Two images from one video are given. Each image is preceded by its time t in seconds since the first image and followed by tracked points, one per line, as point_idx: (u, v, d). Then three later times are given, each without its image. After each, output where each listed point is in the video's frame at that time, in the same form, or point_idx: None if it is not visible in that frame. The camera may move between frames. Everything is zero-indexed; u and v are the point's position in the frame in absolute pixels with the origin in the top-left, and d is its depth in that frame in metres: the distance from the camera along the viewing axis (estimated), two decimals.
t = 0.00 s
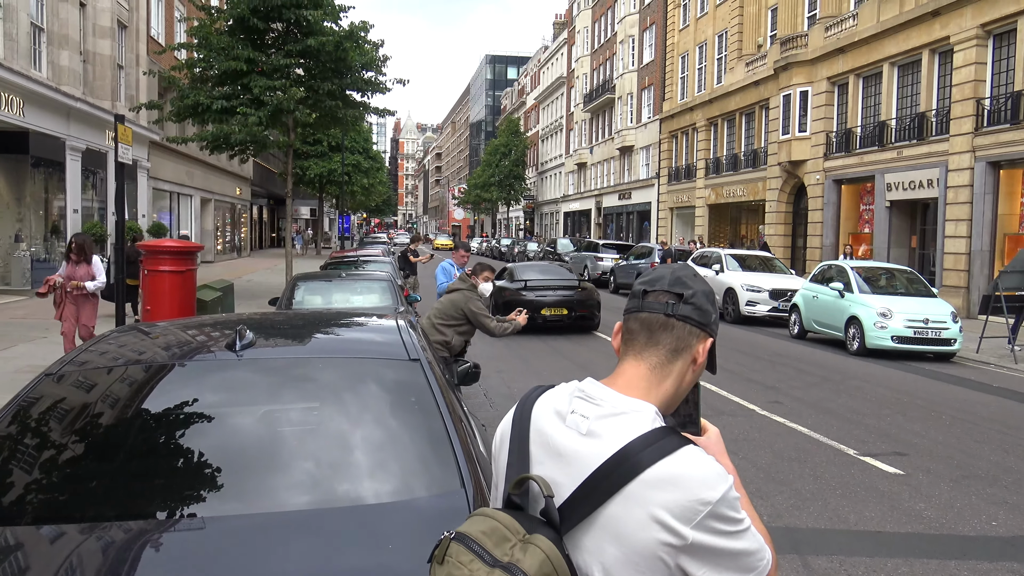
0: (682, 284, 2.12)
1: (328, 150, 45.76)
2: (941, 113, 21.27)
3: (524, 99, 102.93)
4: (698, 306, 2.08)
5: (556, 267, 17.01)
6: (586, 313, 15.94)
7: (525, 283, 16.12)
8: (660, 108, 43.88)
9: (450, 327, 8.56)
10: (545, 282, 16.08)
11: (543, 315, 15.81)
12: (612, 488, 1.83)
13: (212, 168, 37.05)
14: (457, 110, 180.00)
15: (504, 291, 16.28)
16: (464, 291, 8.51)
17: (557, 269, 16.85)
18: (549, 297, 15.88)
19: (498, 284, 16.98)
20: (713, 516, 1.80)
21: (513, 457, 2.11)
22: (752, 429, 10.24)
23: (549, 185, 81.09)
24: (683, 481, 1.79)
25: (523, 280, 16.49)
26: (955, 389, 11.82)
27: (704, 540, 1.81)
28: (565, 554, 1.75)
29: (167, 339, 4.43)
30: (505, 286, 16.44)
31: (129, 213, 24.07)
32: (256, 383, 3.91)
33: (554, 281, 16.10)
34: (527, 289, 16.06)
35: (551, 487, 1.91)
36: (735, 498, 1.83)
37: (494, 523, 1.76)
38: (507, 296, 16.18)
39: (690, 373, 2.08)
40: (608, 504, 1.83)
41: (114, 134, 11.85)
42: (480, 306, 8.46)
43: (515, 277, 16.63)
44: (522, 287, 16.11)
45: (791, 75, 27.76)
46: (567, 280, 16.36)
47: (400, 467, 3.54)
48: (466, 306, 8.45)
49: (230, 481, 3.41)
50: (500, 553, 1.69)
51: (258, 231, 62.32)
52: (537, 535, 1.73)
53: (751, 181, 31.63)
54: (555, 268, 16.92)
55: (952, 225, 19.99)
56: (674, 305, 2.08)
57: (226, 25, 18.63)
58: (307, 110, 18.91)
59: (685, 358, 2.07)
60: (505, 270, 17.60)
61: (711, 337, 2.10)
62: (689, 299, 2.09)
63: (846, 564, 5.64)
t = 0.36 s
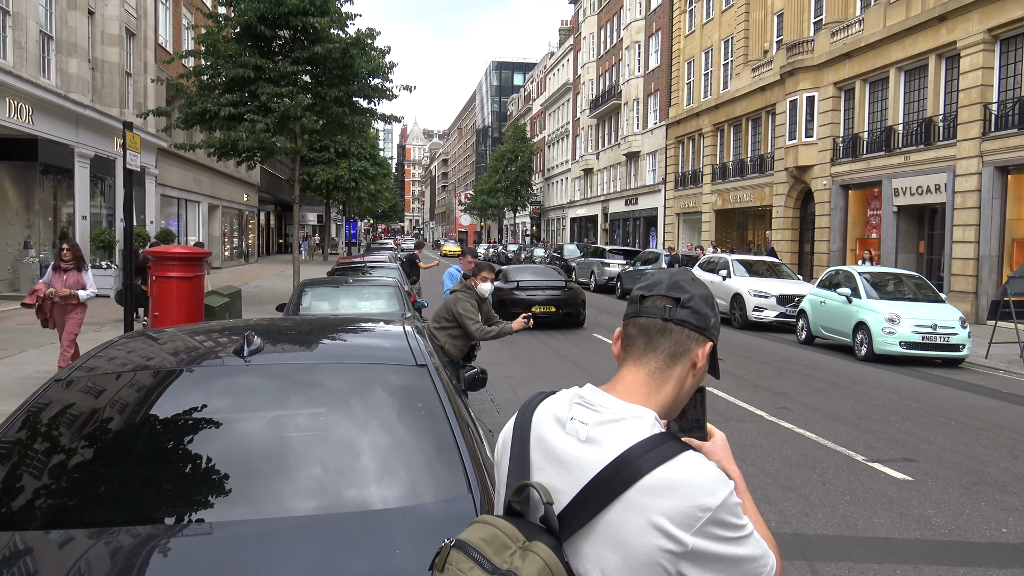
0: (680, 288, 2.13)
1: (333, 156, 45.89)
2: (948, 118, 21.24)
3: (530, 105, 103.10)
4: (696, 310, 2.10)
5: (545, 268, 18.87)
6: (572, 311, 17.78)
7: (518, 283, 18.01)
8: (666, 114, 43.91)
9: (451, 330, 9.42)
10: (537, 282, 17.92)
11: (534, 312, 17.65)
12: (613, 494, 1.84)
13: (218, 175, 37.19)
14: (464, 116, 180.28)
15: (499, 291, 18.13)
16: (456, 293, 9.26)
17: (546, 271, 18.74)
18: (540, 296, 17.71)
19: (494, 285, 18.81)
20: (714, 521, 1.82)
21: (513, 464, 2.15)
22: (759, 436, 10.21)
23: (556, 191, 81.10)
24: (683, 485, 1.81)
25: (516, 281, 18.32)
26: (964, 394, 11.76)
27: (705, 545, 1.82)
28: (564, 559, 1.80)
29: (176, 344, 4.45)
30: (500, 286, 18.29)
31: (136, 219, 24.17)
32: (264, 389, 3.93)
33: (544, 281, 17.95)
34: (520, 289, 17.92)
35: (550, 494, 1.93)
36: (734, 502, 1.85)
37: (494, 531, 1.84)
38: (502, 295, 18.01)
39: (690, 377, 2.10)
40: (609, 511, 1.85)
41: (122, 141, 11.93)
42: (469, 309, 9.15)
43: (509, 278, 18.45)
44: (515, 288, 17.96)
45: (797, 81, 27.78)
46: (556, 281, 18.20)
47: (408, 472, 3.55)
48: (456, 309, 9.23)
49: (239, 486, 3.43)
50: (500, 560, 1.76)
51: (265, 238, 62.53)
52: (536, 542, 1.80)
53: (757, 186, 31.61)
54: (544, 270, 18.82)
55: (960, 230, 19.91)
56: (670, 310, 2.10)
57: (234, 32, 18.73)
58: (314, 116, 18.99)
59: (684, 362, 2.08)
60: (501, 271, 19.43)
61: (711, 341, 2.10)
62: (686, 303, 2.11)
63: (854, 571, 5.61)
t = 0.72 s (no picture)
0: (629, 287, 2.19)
1: (336, 160, 45.93)
2: (955, 120, 21.16)
3: (534, 108, 103.05)
4: (642, 306, 2.14)
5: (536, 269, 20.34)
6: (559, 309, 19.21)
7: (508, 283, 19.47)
8: (672, 117, 43.90)
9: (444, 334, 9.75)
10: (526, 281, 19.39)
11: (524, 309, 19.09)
12: (609, 497, 1.79)
13: (221, 179, 37.21)
14: (467, 119, 180.26)
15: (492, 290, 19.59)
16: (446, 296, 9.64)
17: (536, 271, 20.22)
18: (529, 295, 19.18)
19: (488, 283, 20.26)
20: (714, 524, 1.77)
21: (515, 471, 2.12)
22: (766, 441, 10.11)
23: (560, 195, 81.09)
24: (685, 487, 1.75)
25: (508, 281, 19.77)
26: (973, 399, 11.64)
27: (705, 548, 1.76)
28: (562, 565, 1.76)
29: (178, 351, 4.39)
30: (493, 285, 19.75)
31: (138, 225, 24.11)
32: (265, 395, 3.85)
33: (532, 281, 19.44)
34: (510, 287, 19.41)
35: (548, 498, 1.89)
36: (733, 503, 1.79)
37: (493, 536, 1.77)
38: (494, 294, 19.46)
39: (658, 371, 2.12)
40: (606, 514, 1.80)
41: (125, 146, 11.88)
42: (454, 310, 9.42)
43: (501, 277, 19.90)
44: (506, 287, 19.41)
45: (803, 83, 27.73)
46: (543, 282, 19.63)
47: (412, 479, 3.47)
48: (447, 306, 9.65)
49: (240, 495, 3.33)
50: (500, 565, 1.70)
51: (268, 242, 62.62)
52: (536, 548, 1.74)
53: (763, 190, 31.57)
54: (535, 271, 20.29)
55: (968, 233, 19.81)
56: (624, 312, 2.19)
57: (236, 36, 18.69)
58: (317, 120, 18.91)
59: (646, 360, 2.13)
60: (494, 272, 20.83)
61: (668, 330, 2.10)
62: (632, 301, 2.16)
63: None
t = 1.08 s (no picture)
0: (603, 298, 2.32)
1: (332, 163, 45.63)
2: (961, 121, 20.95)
3: (534, 110, 102.88)
4: (611, 316, 2.25)
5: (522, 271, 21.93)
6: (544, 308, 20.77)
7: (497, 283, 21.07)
8: (673, 118, 43.72)
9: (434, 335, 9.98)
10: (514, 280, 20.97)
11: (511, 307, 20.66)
12: (601, 498, 1.82)
13: (216, 182, 36.96)
14: (466, 121, 179.99)
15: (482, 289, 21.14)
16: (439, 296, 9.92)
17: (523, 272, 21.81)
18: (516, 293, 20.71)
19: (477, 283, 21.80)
20: (705, 526, 1.79)
21: (509, 475, 2.15)
22: (769, 447, 9.97)
23: (560, 198, 80.89)
24: (674, 488, 1.78)
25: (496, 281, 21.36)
26: (980, 403, 11.48)
27: (696, 549, 1.78)
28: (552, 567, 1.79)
29: (172, 356, 4.31)
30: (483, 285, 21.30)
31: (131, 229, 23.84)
32: (262, 402, 3.80)
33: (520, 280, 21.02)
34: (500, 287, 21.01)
35: (541, 501, 1.92)
36: (723, 505, 1.82)
37: (485, 538, 1.79)
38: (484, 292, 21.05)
39: (631, 379, 2.21)
40: (597, 515, 1.83)
41: (118, 149, 11.68)
42: (444, 310, 9.64)
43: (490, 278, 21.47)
44: (495, 287, 20.97)
45: (806, 84, 27.57)
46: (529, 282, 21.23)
47: (411, 486, 3.45)
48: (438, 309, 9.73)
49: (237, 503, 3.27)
50: (491, 567, 1.72)
51: (263, 246, 62.31)
52: (527, 549, 1.77)
53: (766, 192, 31.41)
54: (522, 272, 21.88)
55: (974, 236, 19.67)
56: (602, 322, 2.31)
57: (231, 38, 18.49)
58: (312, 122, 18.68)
59: (619, 368, 2.23)
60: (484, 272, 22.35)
61: (633, 338, 2.18)
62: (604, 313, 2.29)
63: None
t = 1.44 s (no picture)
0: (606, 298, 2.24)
1: (327, 161, 45.16)
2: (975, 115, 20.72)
3: (534, 106, 102.37)
4: (614, 319, 2.17)
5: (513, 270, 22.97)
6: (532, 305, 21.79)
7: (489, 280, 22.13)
8: (677, 114, 43.36)
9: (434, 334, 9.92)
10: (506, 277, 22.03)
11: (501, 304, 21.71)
12: (603, 505, 1.83)
13: (206, 181, 36.51)
14: (465, 119, 179.60)
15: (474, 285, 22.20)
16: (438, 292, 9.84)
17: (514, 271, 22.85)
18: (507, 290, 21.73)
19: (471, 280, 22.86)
20: (707, 533, 1.79)
21: (510, 480, 2.16)
22: (780, 452, 9.65)
23: (561, 196, 80.44)
24: (674, 494, 1.79)
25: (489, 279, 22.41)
26: (995, 406, 11.20)
27: (698, 557, 1.78)
28: None
29: (162, 361, 4.33)
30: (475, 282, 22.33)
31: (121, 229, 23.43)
32: (256, 408, 3.81)
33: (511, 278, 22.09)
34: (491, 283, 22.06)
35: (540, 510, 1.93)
36: (728, 510, 1.81)
37: (483, 547, 1.80)
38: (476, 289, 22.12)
39: (635, 385, 2.15)
40: (597, 523, 1.83)
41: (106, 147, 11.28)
42: (438, 307, 9.54)
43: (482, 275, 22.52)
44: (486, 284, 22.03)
45: (815, 77, 27.24)
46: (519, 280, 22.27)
47: (410, 493, 3.48)
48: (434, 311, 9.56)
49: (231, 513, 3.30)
50: None
51: (255, 247, 61.77)
52: (525, 558, 1.79)
53: (775, 189, 31.10)
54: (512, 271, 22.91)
55: (989, 234, 19.41)
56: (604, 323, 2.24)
57: (221, 33, 18.18)
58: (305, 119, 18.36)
59: (621, 373, 2.17)
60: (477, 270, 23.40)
61: (636, 344, 2.11)
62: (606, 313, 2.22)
63: None
